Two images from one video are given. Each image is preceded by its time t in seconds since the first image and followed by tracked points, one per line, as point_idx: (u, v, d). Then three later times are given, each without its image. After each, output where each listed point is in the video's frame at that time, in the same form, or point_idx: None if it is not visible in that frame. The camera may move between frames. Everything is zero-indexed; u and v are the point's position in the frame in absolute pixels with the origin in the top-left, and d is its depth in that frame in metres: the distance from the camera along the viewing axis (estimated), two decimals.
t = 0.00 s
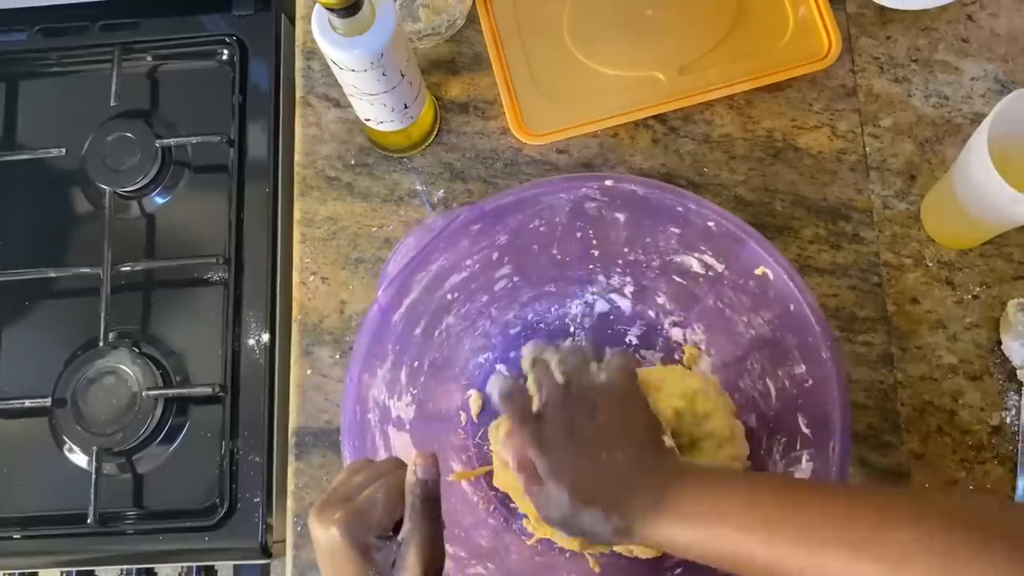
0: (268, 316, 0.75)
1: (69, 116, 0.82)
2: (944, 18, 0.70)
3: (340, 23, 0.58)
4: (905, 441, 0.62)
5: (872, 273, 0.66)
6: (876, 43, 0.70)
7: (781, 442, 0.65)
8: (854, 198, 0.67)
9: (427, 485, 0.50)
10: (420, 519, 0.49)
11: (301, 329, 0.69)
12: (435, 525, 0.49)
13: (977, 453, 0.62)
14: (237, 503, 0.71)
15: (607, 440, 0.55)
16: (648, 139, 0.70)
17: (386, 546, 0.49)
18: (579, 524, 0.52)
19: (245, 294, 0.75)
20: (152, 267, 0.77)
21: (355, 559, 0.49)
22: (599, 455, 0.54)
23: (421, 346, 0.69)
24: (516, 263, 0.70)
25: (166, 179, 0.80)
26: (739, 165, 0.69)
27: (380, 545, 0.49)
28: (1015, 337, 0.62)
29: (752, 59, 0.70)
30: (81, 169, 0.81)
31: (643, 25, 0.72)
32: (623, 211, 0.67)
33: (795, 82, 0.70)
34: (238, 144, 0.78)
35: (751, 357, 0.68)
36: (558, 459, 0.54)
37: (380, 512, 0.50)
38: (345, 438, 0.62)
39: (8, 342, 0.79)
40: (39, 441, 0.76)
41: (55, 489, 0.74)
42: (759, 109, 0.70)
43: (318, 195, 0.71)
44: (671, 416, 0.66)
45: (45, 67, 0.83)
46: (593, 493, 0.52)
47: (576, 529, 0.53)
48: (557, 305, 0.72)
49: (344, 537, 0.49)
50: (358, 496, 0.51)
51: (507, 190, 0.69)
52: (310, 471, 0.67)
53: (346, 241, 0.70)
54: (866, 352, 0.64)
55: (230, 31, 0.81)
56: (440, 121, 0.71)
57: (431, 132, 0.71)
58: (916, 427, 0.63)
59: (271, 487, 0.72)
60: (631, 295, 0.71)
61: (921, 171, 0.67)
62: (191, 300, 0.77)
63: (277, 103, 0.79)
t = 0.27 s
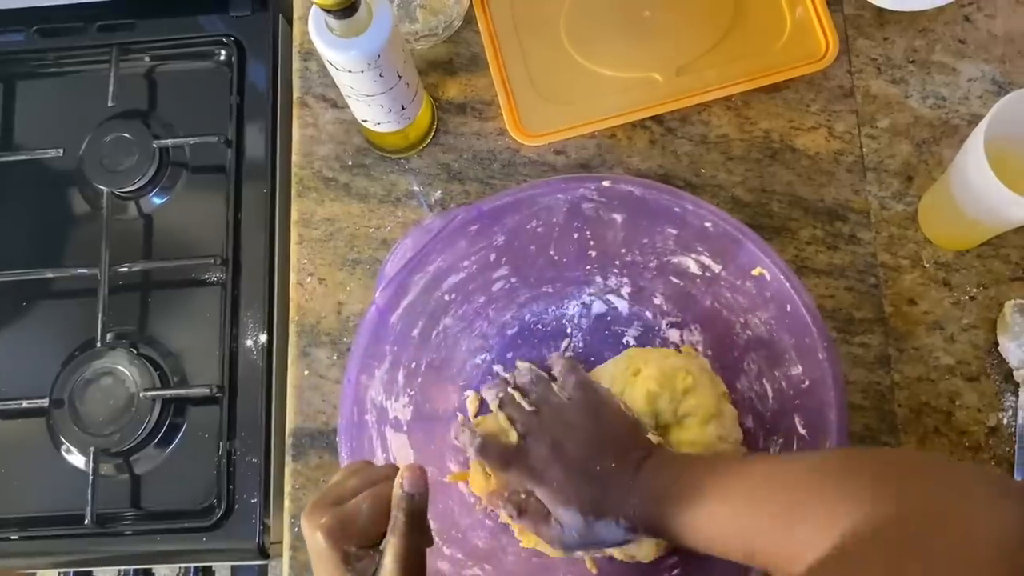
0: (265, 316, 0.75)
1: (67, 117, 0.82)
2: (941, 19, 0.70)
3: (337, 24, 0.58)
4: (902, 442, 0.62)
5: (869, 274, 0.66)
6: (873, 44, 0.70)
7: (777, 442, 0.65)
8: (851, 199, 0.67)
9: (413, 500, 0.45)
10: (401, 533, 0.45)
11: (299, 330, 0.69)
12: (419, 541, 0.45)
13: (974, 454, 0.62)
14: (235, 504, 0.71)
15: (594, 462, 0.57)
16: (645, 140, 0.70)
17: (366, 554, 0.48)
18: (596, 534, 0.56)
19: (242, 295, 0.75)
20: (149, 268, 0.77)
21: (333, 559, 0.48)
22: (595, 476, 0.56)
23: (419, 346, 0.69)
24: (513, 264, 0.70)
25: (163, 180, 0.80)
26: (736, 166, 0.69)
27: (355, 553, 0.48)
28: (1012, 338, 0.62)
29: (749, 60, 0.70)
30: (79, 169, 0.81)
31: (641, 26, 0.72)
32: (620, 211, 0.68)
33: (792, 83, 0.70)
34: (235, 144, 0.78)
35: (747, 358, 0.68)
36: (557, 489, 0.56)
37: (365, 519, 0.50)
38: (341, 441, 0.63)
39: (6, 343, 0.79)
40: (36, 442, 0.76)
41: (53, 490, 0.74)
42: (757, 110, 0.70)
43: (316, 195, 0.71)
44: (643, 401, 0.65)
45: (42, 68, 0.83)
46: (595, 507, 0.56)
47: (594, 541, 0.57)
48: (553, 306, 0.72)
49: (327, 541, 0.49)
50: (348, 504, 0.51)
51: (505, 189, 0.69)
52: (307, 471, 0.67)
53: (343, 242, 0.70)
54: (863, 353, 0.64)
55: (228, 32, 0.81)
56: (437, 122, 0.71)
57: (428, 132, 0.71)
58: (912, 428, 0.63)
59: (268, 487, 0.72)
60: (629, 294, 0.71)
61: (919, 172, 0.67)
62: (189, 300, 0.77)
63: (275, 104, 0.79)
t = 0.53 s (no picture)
0: (264, 316, 0.75)
1: (66, 116, 0.82)
2: (941, 19, 0.70)
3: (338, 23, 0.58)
4: (901, 442, 0.62)
5: (869, 273, 0.66)
6: (873, 43, 0.70)
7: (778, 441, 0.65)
8: (851, 199, 0.67)
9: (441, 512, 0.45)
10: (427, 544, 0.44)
11: (298, 329, 0.69)
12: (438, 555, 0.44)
13: (973, 453, 0.62)
14: (234, 503, 0.71)
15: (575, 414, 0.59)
16: (644, 139, 0.70)
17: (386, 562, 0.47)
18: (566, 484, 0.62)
19: (241, 294, 0.75)
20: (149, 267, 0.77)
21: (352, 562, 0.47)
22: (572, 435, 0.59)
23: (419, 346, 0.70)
24: (514, 263, 0.71)
25: (162, 179, 0.79)
26: (736, 166, 0.69)
27: (375, 561, 0.47)
28: (1011, 338, 0.62)
29: (748, 60, 0.70)
30: (78, 169, 0.81)
31: (641, 25, 0.72)
32: (620, 211, 0.68)
33: (791, 82, 0.70)
34: (235, 143, 0.78)
35: (747, 358, 0.67)
36: (534, 444, 0.60)
37: (391, 525, 0.50)
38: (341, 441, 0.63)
39: (4, 342, 0.79)
40: (35, 441, 0.76)
41: (51, 490, 0.74)
42: (756, 110, 0.70)
43: (315, 195, 0.71)
44: (636, 359, 0.65)
45: (40, 66, 0.83)
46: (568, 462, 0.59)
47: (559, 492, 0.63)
48: (553, 305, 0.72)
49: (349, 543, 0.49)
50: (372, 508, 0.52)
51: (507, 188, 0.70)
52: (307, 471, 0.67)
53: (342, 242, 0.70)
54: (863, 353, 0.64)
55: (226, 31, 0.81)
56: (436, 121, 0.71)
57: (427, 132, 0.71)
58: (912, 427, 0.63)
59: (268, 487, 0.72)
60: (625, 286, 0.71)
61: (918, 171, 0.67)
62: (188, 300, 0.77)
63: (274, 103, 0.79)
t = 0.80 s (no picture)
0: (264, 313, 0.74)
1: (64, 112, 0.82)
2: (942, 17, 0.70)
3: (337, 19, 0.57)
4: (902, 440, 0.62)
5: (870, 271, 0.66)
6: (874, 41, 0.70)
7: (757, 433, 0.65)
8: (851, 196, 0.67)
9: (368, 456, 0.55)
10: (362, 484, 0.55)
11: (298, 326, 0.69)
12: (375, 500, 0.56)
13: (974, 451, 0.62)
14: (233, 501, 0.71)
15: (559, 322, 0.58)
16: (645, 137, 0.70)
17: (327, 510, 0.56)
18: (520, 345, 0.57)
19: (241, 291, 0.75)
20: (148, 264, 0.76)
21: (294, 515, 0.55)
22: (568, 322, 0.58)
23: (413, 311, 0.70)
24: (522, 230, 0.71)
25: (161, 176, 0.79)
26: (737, 164, 0.69)
27: (317, 511, 0.56)
28: (1012, 336, 0.62)
29: (749, 58, 0.70)
30: (77, 165, 0.81)
31: (641, 23, 0.72)
32: (633, 187, 0.68)
33: (793, 80, 0.70)
34: (234, 140, 0.78)
35: (736, 356, 0.67)
36: (542, 321, 0.58)
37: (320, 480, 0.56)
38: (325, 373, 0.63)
39: (3, 340, 0.79)
40: (33, 439, 0.75)
41: (50, 488, 0.74)
42: (757, 107, 0.69)
43: (315, 192, 0.71)
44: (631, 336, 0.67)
45: (39, 63, 0.83)
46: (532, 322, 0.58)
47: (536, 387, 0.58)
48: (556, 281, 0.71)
49: (285, 499, 0.55)
50: (303, 462, 0.56)
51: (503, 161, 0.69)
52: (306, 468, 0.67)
53: (342, 239, 0.70)
54: (863, 351, 0.64)
55: (226, 28, 0.81)
56: (437, 119, 0.71)
57: (428, 129, 0.71)
58: (913, 425, 0.62)
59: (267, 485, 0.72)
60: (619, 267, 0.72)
61: (919, 169, 0.67)
62: (188, 297, 0.77)
63: (273, 100, 0.79)
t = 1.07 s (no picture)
0: (264, 308, 0.74)
1: (63, 106, 0.82)
2: (947, 10, 0.69)
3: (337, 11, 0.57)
4: (907, 436, 0.62)
5: (874, 266, 0.65)
6: (879, 35, 0.69)
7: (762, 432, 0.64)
8: (856, 190, 0.67)
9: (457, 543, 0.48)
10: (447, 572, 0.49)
11: (298, 321, 0.69)
12: None
13: (979, 447, 0.61)
14: (233, 496, 0.70)
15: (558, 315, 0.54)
16: (648, 131, 0.69)
17: None
18: (497, 350, 0.55)
19: (241, 286, 0.75)
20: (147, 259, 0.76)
21: None
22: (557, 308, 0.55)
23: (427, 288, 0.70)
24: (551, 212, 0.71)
25: (161, 169, 0.79)
26: (740, 158, 0.68)
27: None
28: (1017, 331, 0.62)
29: (752, 52, 0.70)
30: (76, 159, 0.80)
31: (644, 17, 0.71)
32: (667, 184, 0.67)
33: (796, 74, 0.69)
34: (234, 135, 0.78)
35: (748, 365, 0.66)
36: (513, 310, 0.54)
37: (410, 555, 0.51)
38: (332, 332, 0.64)
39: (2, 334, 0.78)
40: (32, 434, 0.75)
41: (49, 483, 0.74)
42: (761, 101, 0.69)
43: (316, 185, 0.70)
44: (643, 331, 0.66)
45: (39, 56, 0.82)
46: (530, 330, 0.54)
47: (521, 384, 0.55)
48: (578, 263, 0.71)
49: None
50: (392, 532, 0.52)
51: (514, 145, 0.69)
52: (307, 463, 0.66)
53: (343, 233, 0.70)
54: (867, 346, 0.64)
55: (227, 20, 0.80)
56: (438, 112, 0.71)
57: (429, 123, 0.70)
58: (917, 421, 0.62)
59: (267, 480, 0.71)
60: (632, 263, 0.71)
61: (923, 163, 0.67)
62: (188, 292, 0.76)
63: (274, 94, 0.79)
